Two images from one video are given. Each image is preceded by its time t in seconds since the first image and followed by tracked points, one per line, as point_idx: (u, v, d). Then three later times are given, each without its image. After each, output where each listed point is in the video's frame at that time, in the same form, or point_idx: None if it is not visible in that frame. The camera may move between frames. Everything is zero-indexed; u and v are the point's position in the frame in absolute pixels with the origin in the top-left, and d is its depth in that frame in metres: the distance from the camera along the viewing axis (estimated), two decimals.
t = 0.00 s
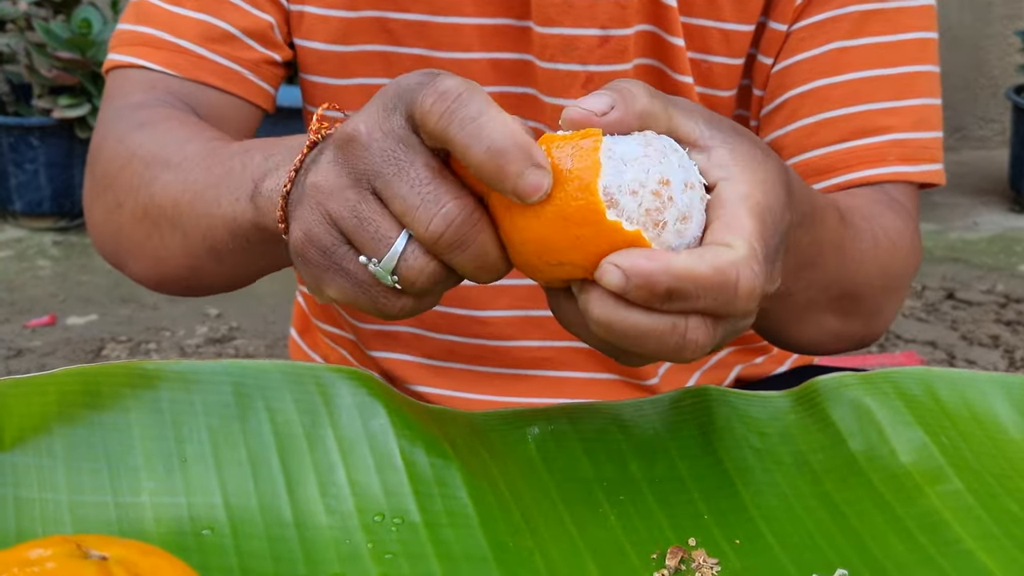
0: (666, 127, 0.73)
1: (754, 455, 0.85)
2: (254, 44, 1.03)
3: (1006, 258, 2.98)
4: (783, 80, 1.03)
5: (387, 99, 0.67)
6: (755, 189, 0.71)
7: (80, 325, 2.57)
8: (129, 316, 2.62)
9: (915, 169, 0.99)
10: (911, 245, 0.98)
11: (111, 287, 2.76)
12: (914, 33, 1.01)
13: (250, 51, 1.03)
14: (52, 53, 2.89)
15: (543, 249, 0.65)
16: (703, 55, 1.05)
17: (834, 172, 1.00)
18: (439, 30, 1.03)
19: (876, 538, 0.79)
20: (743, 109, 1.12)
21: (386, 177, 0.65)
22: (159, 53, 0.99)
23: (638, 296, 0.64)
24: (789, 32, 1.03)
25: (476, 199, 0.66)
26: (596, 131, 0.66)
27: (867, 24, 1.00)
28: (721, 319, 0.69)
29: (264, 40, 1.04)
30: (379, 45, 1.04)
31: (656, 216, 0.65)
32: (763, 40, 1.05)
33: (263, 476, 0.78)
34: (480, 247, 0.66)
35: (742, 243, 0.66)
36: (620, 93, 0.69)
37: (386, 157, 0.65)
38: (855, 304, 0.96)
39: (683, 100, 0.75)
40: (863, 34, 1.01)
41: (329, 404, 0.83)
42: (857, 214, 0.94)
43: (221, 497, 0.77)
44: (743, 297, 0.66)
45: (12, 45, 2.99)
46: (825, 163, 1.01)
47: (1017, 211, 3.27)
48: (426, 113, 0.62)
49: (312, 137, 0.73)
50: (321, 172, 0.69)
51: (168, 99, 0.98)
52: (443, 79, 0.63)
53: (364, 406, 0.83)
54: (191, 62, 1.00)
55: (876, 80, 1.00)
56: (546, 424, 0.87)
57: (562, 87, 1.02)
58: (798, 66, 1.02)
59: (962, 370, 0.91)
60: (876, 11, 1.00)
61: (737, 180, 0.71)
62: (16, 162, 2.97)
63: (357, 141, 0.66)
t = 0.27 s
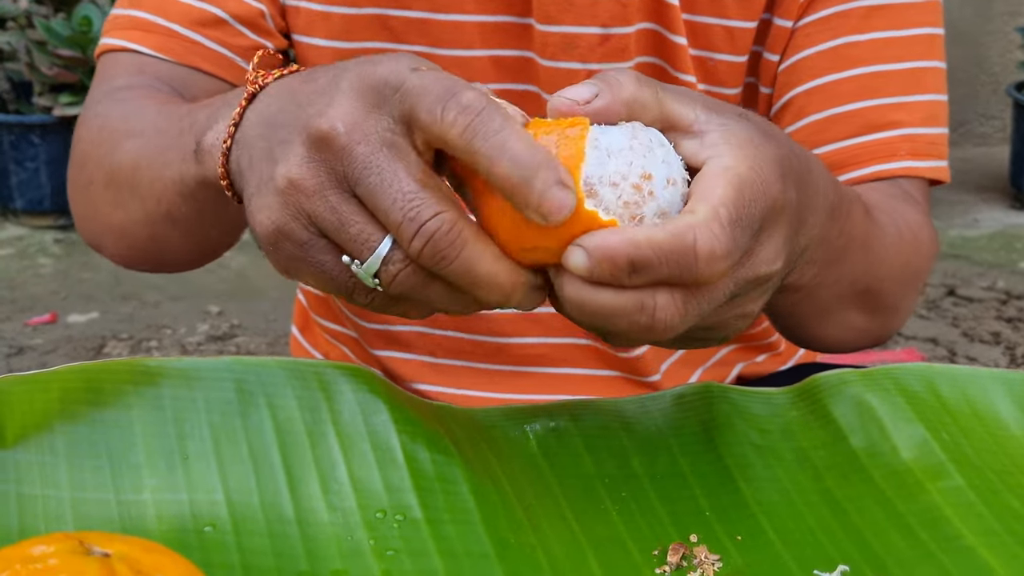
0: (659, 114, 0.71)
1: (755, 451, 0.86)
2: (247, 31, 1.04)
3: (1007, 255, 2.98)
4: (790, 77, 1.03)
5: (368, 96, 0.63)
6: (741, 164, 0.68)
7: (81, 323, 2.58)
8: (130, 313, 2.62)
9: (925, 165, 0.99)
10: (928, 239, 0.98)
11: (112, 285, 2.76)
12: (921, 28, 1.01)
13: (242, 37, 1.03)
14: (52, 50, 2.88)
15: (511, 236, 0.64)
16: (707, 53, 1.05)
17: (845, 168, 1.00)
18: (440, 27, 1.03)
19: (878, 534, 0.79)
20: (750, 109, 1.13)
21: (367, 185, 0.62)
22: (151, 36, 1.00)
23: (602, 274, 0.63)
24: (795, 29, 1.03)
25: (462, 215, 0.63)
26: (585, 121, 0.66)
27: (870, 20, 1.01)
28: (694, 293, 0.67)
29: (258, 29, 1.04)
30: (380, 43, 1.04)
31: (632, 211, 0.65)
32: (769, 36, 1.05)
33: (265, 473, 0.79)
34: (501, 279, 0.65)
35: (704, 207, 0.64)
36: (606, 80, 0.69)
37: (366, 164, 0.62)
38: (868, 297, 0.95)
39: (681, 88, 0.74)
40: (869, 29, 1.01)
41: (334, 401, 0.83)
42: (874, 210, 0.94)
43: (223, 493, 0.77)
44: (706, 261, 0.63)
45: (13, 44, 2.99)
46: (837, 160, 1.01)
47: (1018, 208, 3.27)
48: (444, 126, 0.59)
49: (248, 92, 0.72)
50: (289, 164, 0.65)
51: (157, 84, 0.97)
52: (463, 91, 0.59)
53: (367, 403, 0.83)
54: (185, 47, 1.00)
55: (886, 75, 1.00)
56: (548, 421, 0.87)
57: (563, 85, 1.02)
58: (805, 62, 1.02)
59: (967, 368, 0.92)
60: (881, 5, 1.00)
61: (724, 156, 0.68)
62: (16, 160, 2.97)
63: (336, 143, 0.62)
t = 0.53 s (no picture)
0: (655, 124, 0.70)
1: (755, 448, 0.86)
2: (254, 26, 1.03)
3: (1008, 251, 2.97)
4: (789, 76, 1.03)
5: (362, 99, 0.64)
6: (729, 176, 0.67)
7: (82, 321, 2.57)
8: (131, 311, 2.62)
9: (922, 164, 0.99)
10: (926, 240, 0.98)
11: (112, 283, 2.76)
12: (918, 28, 1.01)
13: (251, 33, 1.03)
14: (52, 48, 2.88)
15: (510, 246, 0.65)
16: (706, 52, 1.04)
17: (842, 168, 1.00)
18: (439, 23, 1.03)
19: (879, 530, 0.79)
20: (749, 106, 1.12)
21: (363, 186, 0.63)
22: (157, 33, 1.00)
23: (589, 283, 0.63)
24: (793, 28, 1.02)
25: (460, 211, 0.64)
26: (583, 135, 0.65)
27: (868, 19, 1.00)
28: (682, 305, 0.67)
29: (265, 23, 1.04)
30: (379, 39, 1.04)
31: (629, 228, 0.65)
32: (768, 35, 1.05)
33: (266, 470, 0.79)
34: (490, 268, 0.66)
35: (691, 219, 0.64)
36: (603, 88, 0.67)
37: (362, 163, 0.63)
38: (863, 301, 0.95)
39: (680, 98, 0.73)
40: (867, 28, 1.00)
41: (334, 398, 0.83)
42: (871, 211, 0.94)
43: (224, 490, 0.77)
44: (693, 273, 0.64)
45: (13, 42, 2.98)
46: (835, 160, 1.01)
47: (1019, 204, 3.27)
48: (428, 142, 0.59)
49: (283, 104, 0.71)
50: (292, 166, 0.67)
51: (167, 82, 0.98)
52: (449, 107, 0.59)
53: (367, 399, 0.83)
54: (193, 44, 1.00)
55: (883, 75, 1.00)
56: (548, 417, 0.87)
57: (560, 83, 1.02)
58: (803, 61, 1.02)
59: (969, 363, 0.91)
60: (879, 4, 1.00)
61: (712, 167, 0.68)
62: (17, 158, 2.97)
63: (331, 144, 0.64)
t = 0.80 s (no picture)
0: (655, 110, 0.71)
1: (756, 446, 0.86)
2: (255, 24, 1.03)
3: (1009, 249, 2.97)
4: (792, 75, 1.03)
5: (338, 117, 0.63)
6: (729, 148, 0.67)
7: (83, 319, 2.57)
8: (132, 309, 2.62)
9: (928, 161, 0.99)
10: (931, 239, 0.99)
11: (113, 281, 2.76)
12: (924, 24, 1.01)
13: (253, 31, 1.03)
14: (53, 47, 2.88)
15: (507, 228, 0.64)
16: (707, 47, 1.04)
17: (849, 166, 1.00)
18: (440, 20, 1.03)
19: (880, 528, 0.79)
20: (750, 102, 1.12)
21: (352, 193, 0.63)
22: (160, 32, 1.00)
23: (590, 247, 0.63)
24: (799, 25, 1.02)
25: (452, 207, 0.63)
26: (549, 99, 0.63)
27: (873, 15, 1.00)
28: (683, 269, 0.67)
29: (269, 20, 1.04)
30: (380, 36, 1.04)
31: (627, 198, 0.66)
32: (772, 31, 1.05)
33: (267, 469, 0.78)
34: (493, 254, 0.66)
35: (691, 181, 0.64)
36: (609, 75, 0.70)
37: (348, 172, 0.63)
38: (868, 301, 0.95)
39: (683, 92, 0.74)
40: (873, 25, 1.00)
41: (335, 397, 0.83)
42: (879, 209, 0.94)
43: (225, 489, 0.77)
44: (693, 234, 0.63)
45: (14, 40, 2.98)
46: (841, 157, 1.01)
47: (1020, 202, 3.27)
48: (405, 151, 0.59)
49: (275, 110, 0.71)
50: (287, 177, 0.67)
51: (170, 81, 0.98)
52: (423, 114, 0.59)
53: (368, 399, 0.83)
54: (195, 43, 1.00)
55: (889, 72, 1.00)
56: (549, 416, 0.87)
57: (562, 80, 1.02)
58: (807, 59, 1.02)
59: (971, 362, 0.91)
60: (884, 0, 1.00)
61: (711, 143, 0.68)
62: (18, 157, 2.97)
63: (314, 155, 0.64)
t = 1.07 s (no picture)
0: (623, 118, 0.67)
1: (758, 442, 0.85)
2: (265, 25, 1.03)
3: (1011, 245, 2.97)
4: (790, 62, 1.02)
5: (331, 85, 0.62)
6: (701, 130, 0.63)
7: (84, 316, 2.57)
8: (133, 306, 2.62)
9: (925, 148, 0.97)
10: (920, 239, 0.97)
11: (115, 278, 2.76)
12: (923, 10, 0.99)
13: (262, 33, 1.03)
14: (54, 43, 2.88)
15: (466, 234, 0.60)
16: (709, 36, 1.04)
17: (842, 152, 0.99)
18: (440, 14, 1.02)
19: (883, 524, 0.79)
20: (749, 93, 1.11)
21: (321, 164, 0.62)
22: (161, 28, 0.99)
23: (601, 267, 0.56)
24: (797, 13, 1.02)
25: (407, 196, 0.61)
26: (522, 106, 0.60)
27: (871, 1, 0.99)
28: (717, 268, 0.63)
29: (275, 21, 1.04)
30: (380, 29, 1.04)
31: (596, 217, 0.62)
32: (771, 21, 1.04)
33: (269, 464, 0.78)
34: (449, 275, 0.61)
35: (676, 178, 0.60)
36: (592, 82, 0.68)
37: (321, 140, 0.62)
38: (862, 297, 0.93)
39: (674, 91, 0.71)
40: (871, 12, 0.99)
41: (337, 393, 0.83)
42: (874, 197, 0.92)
43: (226, 485, 0.77)
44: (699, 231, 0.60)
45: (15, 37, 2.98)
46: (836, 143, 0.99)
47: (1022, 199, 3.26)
48: (360, 121, 0.58)
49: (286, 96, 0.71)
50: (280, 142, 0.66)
51: (172, 77, 0.98)
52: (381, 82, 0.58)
53: (371, 395, 0.83)
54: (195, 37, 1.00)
55: (886, 59, 0.98)
56: (552, 411, 0.87)
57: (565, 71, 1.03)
58: (806, 46, 1.01)
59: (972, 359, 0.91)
60: None
61: (678, 131, 0.63)
62: (19, 154, 2.97)
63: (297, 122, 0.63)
